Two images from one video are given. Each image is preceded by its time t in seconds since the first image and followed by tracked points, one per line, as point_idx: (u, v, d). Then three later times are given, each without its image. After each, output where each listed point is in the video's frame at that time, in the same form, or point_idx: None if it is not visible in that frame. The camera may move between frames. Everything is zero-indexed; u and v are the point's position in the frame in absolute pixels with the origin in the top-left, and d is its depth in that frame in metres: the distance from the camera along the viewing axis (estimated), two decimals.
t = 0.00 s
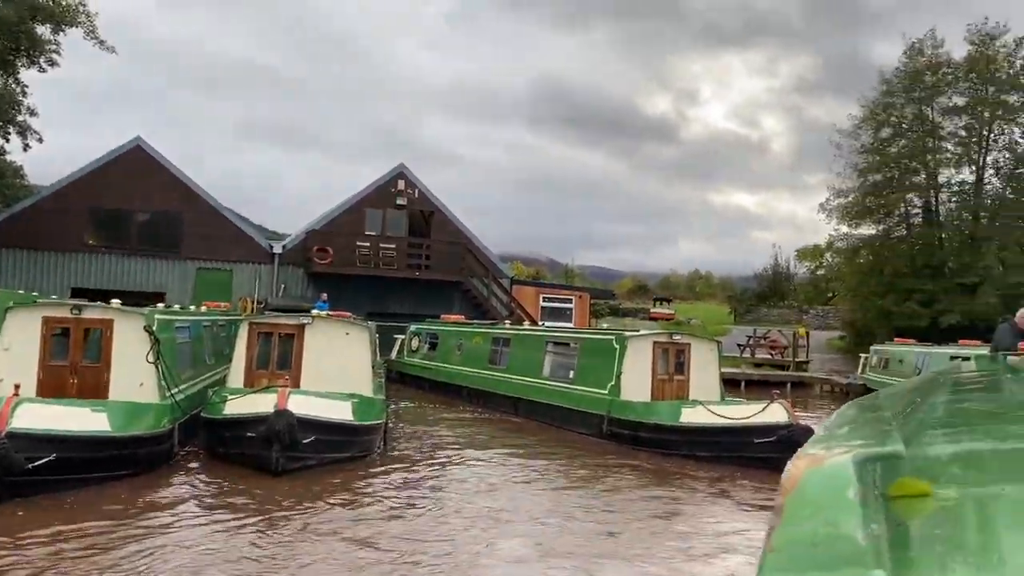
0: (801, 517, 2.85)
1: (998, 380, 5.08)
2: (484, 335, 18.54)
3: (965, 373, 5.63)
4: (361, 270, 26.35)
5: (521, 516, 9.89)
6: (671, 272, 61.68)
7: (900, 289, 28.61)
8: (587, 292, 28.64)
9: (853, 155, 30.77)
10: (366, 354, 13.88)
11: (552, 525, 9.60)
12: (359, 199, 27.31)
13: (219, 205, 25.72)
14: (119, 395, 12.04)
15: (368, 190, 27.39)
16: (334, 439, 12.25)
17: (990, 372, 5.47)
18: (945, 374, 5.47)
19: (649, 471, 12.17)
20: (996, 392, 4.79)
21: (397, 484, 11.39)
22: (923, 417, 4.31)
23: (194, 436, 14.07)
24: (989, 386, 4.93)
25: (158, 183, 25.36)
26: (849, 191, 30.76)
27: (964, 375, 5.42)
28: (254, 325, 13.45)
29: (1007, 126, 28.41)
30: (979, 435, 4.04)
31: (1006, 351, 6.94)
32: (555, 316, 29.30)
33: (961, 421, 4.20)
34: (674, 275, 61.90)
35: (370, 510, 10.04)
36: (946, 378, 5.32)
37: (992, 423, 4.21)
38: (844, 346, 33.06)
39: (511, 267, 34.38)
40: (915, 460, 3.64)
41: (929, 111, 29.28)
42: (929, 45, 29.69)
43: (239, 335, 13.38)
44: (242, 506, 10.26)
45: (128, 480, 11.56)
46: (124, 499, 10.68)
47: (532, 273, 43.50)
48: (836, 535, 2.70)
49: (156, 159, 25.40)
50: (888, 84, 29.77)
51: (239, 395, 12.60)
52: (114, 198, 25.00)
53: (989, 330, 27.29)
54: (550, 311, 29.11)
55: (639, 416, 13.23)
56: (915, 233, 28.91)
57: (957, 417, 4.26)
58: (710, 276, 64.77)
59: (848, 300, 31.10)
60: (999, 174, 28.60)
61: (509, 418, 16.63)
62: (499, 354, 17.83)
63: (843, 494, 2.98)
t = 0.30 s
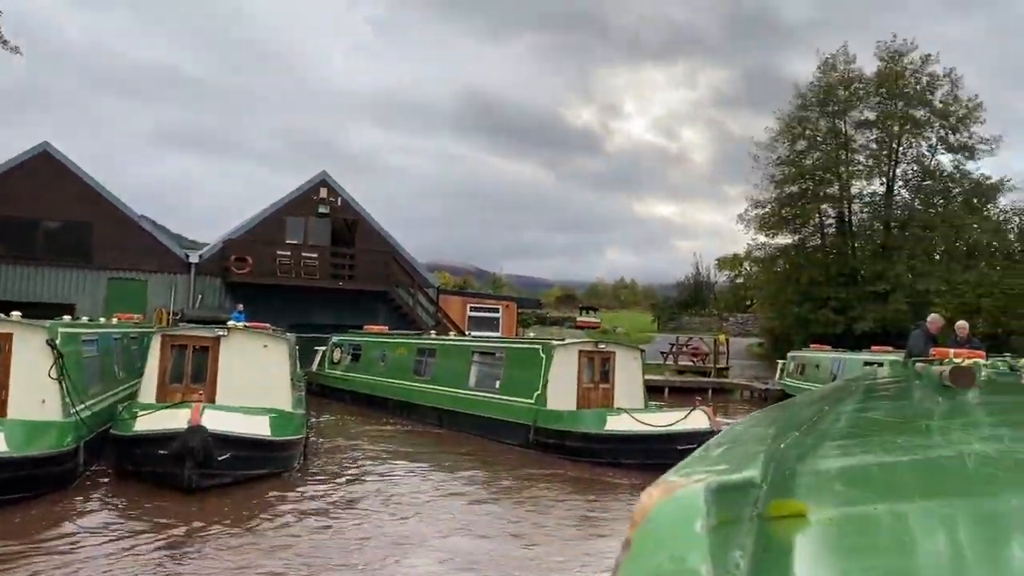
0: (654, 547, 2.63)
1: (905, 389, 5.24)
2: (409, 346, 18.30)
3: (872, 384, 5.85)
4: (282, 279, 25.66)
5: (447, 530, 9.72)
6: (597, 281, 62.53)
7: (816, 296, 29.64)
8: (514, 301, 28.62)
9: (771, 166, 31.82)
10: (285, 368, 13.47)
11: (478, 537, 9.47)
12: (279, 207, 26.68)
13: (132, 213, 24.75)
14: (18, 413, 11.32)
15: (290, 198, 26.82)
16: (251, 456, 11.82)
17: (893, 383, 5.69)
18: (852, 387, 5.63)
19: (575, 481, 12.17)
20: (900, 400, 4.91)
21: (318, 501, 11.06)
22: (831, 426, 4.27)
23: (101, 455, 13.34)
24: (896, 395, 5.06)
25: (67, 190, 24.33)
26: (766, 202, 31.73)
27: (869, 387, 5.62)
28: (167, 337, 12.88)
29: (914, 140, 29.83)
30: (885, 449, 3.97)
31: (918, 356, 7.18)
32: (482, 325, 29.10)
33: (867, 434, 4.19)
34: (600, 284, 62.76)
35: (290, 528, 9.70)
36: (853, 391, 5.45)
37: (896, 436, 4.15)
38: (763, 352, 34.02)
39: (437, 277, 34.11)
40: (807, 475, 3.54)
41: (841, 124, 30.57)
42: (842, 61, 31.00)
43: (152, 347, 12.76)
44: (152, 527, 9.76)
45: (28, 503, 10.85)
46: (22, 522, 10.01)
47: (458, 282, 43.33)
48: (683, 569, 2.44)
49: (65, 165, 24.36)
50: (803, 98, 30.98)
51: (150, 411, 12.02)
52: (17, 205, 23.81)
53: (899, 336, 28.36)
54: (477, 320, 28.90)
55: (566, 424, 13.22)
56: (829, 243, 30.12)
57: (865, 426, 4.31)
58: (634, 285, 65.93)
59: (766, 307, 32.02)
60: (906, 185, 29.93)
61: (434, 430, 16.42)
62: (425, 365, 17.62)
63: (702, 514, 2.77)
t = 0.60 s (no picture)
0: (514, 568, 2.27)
1: (818, 397, 5.34)
2: (335, 356, 17.91)
3: (791, 391, 5.98)
4: (204, 288, 24.83)
5: (376, 543, 9.52)
6: (528, 289, 62.89)
7: (739, 302, 30.46)
8: (444, 309, 28.37)
9: (695, 176, 32.60)
10: (205, 379, 12.98)
11: (408, 550, 9.30)
12: (200, 215, 25.89)
13: (44, 220, 23.63)
14: None
15: (211, 205, 26.02)
16: (169, 471, 11.35)
17: (807, 390, 5.79)
18: (765, 395, 5.67)
19: (506, 489, 12.11)
20: (811, 406, 4.95)
21: (242, 516, 10.68)
22: (735, 437, 4.09)
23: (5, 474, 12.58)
24: (809, 402, 5.11)
25: None
26: (690, 211, 32.45)
27: (783, 395, 5.69)
28: (79, 348, 12.25)
29: (830, 151, 30.98)
30: (784, 455, 3.75)
31: (836, 360, 7.40)
32: (411, 334, 28.75)
33: (768, 442, 4.00)
34: (531, 292, 63.15)
35: (211, 546, 9.32)
36: (766, 398, 5.49)
37: (797, 442, 3.96)
38: (688, 358, 34.74)
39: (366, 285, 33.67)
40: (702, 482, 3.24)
41: (761, 135, 31.60)
42: (762, 74, 32.01)
43: (62, 363, 12.13)
44: (62, 549, 9.23)
45: None
46: None
47: (387, 290, 42.87)
48: None
49: None
50: (725, 110, 31.90)
51: (61, 427, 11.41)
52: None
53: (817, 340, 29.39)
54: (406, 329, 28.54)
55: (495, 433, 13.12)
56: (750, 250, 31.05)
57: (768, 436, 4.13)
58: (564, 292, 66.63)
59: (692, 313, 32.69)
60: (824, 195, 31.03)
61: (361, 441, 16.14)
62: (351, 375, 17.28)
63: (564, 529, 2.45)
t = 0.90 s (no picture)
0: None
1: (752, 401, 5.37)
2: (268, 365, 17.43)
3: (728, 396, 6.01)
4: (132, 296, 23.89)
5: (314, 556, 9.28)
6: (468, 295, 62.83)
7: (676, 307, 30.95)
8: (380, 316, 27.62)
9: (632, 184, 33.02)
10: (132, 390, 12.46)
11: (346, 562, 9.09)
12: (129, 220, 24.98)
13: None
14: None
15: (139, 210, 25.12)
16: (95, 485, 10.85)
17: (741, 395, 5.81)
18: (698, 400, 5.66)
19: (447, 497, 11.98)
20: (743, 411, 4.93)
21: (172, 532, 10.29)
22: (667, 442, 3.99)
23: None
24: (742, 406, 5.11)
25: None
26: (628, 217, 32.83)
27: (718, 399, 5.70)
28: None
29: (762, 159, 31.80)
30: (713, 461, 3.68)
31: (773, 364, 7.50)
32: (348, 341, 28.25)
33: (700, 447, 3.91)
34: (470, 298, 63.11)
35: (139, 564, 8.94)
36: (700, 403, 5.48)
37: (726, 448, 3.89)
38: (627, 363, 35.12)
39: (301, 292, 33.01)
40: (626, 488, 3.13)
41: (696, 144, 32.26)
42: (695, 83, 32.64)
43: None
44: None
45: None
46: None
47: (324, 297, 42.15)
48: None
49: None
50: (661, 118, 32.44)
51: None
52: None
53: (750, 344, 30.10)
54: (344, 336, 28.02)
55: (435, 441, 12.90)
56: (685, 256, 31.62)
57: (700, 440, 4.05)
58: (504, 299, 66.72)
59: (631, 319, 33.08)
60: (756, 202, 31.82)
61: (297, 452, 15.77)
62: (286, 384, 16.84)
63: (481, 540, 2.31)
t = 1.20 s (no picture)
0: None
1: (701, 406, 5.40)
2: (213, 372, 16.99)
3: (677, 401, 6.05)
4: (69, 302, 23.07)
5: (263, 568, 9.04)
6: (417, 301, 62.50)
7: (625, 312, 31.21)
8: (328, 322, 27.33)
9: (581, 189, 33.23)
10: (71, 400, 11.97)
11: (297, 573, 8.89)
12: (66, 224, 24.15)
13: None
14: None
15: (78, 214, 24.32)
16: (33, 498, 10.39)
17: (688, 401, 5.86)
18: (646, 406, 5.66)
19: (399, 505, 11.82)
20: (689, 417, 4.93)
21: (113, 546, 9.92)
22: (613, 447, 3.88)
23: None
24: (687, 412, 5.13)
25: None
26: (577, 222, 33.00)
27: (665, 405, 5.74)
28: None
29: (708, 166, 32.31)
30: (660, 466, 3.59)
31: (721, 367, 7.59)
32: (295, 348, 27.73)
33: (647, 454, 3.82)
34: (419, 303, 62.78)
35: None
36: (647, 410, 5.48)
37: (674, 454, 3.80)
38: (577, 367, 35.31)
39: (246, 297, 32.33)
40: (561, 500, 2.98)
41: (643, 149, 32.59)
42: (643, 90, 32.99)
43: None
44: None
45: None
46: None
47: (270, 303, 41.36)
48: None
49: None
50: (609, 124, 32.70)
51: None
52: None
53: (697, 348, 30.55)
54: (290, 342, 27.50)
55: (385, 449, 12.72)
56: (634, 261, 31.95)
57: (645, 449, 3.91)
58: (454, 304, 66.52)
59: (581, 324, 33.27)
60: (703, 208, 32.32)
61: (242, 461, 15.40)
62: (231, 392, 16.44)
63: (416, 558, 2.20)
